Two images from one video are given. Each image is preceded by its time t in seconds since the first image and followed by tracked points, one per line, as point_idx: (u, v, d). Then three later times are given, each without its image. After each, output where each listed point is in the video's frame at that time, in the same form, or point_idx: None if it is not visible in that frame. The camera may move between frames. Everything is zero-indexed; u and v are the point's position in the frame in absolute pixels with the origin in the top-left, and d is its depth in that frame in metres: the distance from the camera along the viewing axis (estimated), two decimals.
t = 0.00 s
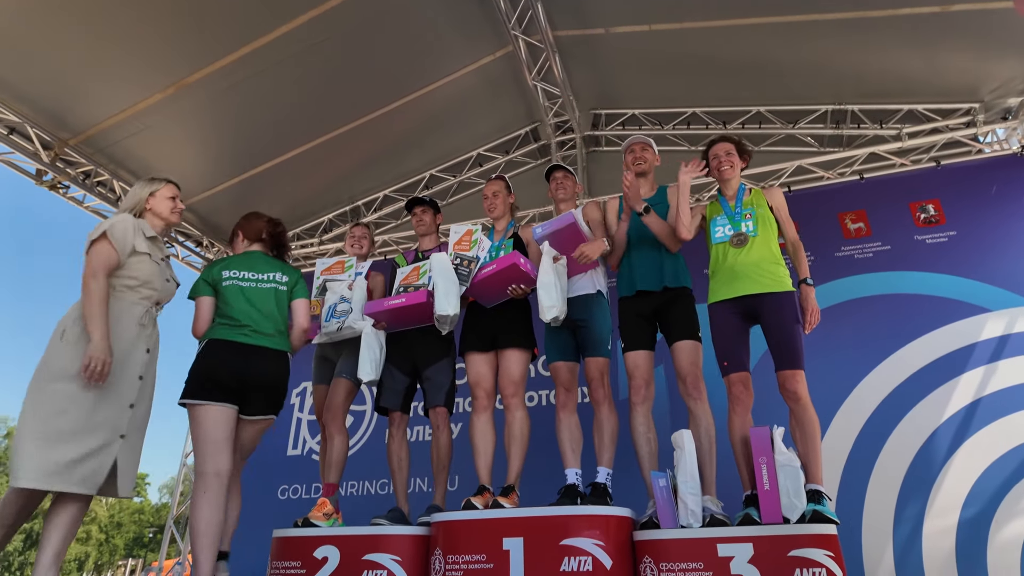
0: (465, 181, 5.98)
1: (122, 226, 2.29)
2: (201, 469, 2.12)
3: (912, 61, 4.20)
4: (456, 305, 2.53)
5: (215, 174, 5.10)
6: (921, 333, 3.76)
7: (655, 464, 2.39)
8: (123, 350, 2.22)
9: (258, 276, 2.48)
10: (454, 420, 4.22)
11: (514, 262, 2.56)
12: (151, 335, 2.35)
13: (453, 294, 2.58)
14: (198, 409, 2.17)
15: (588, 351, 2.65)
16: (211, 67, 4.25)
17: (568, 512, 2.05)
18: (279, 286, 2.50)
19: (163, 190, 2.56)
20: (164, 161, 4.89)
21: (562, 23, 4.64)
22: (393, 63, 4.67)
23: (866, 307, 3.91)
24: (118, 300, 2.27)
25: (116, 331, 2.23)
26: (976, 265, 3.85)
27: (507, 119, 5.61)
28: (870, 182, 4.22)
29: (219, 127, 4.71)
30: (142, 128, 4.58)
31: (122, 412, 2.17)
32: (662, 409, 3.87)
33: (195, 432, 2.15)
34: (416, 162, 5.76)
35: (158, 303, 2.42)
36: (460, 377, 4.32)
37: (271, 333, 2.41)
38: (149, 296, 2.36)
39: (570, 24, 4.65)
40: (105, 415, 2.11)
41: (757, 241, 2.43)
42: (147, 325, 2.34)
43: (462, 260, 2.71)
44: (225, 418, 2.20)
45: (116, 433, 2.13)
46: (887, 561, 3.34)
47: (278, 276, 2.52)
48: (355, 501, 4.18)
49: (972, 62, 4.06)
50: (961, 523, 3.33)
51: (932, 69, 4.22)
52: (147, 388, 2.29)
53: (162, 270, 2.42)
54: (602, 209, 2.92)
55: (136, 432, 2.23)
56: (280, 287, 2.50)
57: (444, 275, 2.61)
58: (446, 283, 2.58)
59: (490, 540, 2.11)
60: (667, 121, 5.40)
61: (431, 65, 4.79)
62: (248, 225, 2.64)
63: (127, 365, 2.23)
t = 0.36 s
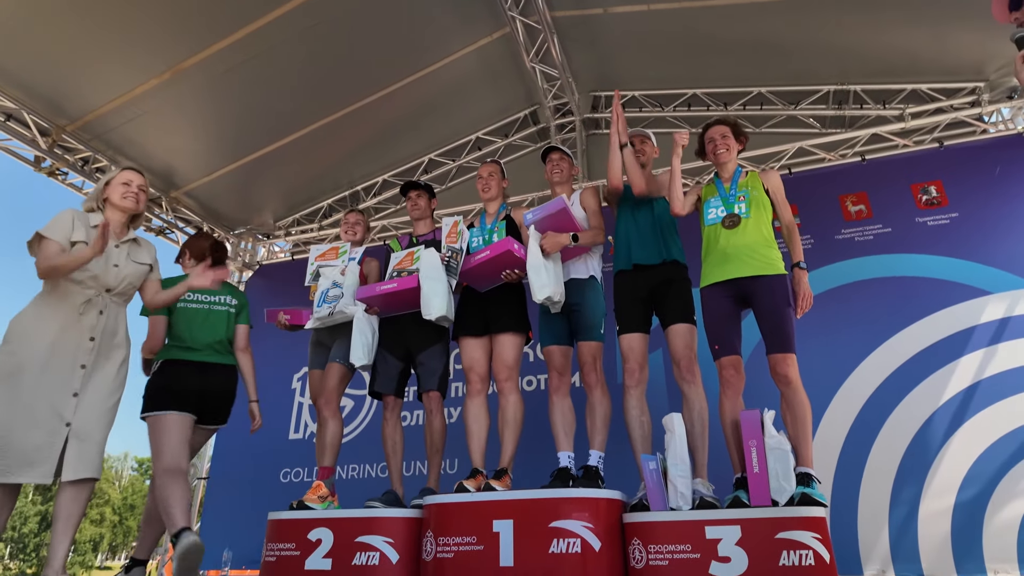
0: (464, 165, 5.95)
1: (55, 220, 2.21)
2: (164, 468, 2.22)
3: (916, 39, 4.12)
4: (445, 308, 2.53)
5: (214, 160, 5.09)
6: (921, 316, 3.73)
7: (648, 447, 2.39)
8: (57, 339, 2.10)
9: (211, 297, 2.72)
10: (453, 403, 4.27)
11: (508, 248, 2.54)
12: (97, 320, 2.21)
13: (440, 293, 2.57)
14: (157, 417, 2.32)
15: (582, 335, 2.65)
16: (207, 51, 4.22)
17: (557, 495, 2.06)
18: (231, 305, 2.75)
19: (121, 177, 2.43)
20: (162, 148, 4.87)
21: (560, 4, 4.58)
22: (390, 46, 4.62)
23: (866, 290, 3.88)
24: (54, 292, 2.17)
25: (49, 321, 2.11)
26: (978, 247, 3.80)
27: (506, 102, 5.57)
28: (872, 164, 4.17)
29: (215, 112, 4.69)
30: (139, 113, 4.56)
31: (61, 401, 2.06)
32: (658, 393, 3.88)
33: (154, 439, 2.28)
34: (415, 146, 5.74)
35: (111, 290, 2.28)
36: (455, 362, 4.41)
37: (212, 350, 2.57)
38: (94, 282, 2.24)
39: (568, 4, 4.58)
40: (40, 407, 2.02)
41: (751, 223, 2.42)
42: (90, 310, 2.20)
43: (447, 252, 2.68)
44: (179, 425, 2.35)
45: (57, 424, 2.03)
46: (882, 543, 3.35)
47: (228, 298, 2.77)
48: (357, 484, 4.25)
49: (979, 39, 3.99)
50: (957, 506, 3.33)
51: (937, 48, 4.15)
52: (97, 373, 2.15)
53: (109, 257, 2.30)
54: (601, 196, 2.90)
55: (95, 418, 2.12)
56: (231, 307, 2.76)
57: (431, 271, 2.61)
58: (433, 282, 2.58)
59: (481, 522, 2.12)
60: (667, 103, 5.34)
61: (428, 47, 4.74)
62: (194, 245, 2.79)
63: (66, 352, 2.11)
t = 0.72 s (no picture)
0: (460, 147, 5.86)
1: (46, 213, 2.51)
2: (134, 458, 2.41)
3: (921, 16, 4.02)
4: (415, 279, 2.47)
5: (204, 142, 5.00)
6: (921, 300, 3.68)
7: (640, 432, 2.35)
8: (44, 326, 2.23)
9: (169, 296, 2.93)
10: (447, 388, 4.26)
11: (500, 230, 2.51)
12: (83, 304, 2.32)
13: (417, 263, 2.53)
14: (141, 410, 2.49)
15: (575, 319, 2.59)
16: (194, 30, 4.12)
17: (546, 482, 2.03)
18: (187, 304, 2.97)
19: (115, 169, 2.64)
20: (151, 129, 4.79)
21: None
22: (382, 25, 4.51)
23: (866, 273, 3.83)
24: (46, 283, 2.34)
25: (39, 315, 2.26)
26: (980, 229, 3.74)
27: (502, 82, 5.48)
28: (874, 145, 4.08)
29: (204, 92, 4.59)
30: (126, 93, 4.47)
31: (50, 385, 2.17)
32: (653, 378, 3.85)
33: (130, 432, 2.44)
34: (410, 128, 5.65)
35: (98, 275, 2.42)
36: (445, 350, 4.43)
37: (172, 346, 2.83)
38: (80, 269, 2.40)
39: None
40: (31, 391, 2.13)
41: (747, 204, 2.35)
42: (76, 294, 2.33)
43: (432, 228, 2.63)
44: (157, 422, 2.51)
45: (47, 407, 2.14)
46: (877, 528, 3.34)
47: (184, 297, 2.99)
48: (351, 467, 4.23)
49: (985, 16, 3.89)
50: (954, 491, 3.31)
51: (942, 26, 4.06)
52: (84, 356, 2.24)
53: (96, 243, 2.49)
54: (598, 177, 2.85)
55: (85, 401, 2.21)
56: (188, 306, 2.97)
57: (411, 243, 2.58)
58: (412, 252, 2.55)
59: (469, 509, 2.09)
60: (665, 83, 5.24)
61: (420, 25, 4.62)
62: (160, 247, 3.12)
63: (57, 341, 2.24)
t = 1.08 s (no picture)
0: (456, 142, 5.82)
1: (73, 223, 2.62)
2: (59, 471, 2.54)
3: (922, 9, 3.98)
4: (419, 268, 2.42)
5: (197, 136, 4.96)
6: (918, 296, 3.65)
7: (634, 430, 2.31)
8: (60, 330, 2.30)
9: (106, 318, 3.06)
10: (441, 385, 4.24)
11: (494, 219, 2.46)
12: (97, 311, 2.38)
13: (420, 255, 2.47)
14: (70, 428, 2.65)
15: (569, 315, 2.56)
16: (185, 22, 4.06)
17: (537, 479, 1.99)
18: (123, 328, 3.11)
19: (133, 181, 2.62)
20: (143, 123, 4.74)
21: None
22: (377, 17, 4.47)
23: (864, 269, 3.79)
24: (65, 290, 2.42)
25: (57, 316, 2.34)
26: (978, 225, 3.70)
27: (498, 76, 5.44)
28: (873, 139, 4.04)
29: (196, 85, 4.54)
30: (116, 87, 4.42)
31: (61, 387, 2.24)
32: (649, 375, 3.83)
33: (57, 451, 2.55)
34: (405, 122, 5.60)
35: (113, 282, 2.47)
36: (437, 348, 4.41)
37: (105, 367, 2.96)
38: (97, 277, 2.47)
39: None
40: (43, 392, 2.20)
41: (742, 199, 2.32)
42: (91, 301, 2.39)
43: (429, 217, 2.59)
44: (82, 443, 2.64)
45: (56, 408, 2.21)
46: (874, 526, 3.31)
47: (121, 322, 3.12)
48: (345, 464, 4.21)
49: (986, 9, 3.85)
50: (952, 488, 3.28)
51: (943, 19, 4.02)
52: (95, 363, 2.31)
53: (113, 250, 2.54)
54: (594, 172, 2.81)
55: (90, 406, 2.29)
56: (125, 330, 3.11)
57: (411, 233, 2.51)
58: (412, 243, 2.48)
59: (459, 508, 2.06)
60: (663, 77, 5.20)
61: (416, 18, 4.58)
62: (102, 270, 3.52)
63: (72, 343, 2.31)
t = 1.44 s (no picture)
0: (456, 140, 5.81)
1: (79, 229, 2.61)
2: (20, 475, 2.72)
3: (923, 6, 3.97)
4: (427, 276, 2.45)
5: (198, 134, 4.96)
6: (919, 295, 3.64)
7: (634, 428, 2.31)
8: (61, 335, 2.32)
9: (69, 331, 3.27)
10: (441, 383, 4.25)
11: (495, 221, 2.46)
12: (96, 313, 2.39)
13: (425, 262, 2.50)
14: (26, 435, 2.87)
15: (570, 313, 2.56)
16: (185, 20, 4.06)
17: (538, 477, 2.00)
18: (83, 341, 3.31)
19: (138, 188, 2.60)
20: (143, 121, 4.74)
21: None
22: (378, 16, 4.47)
23: (864, 268, 3.79)
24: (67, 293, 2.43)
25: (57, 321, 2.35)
26: (979, 223, 3.70)
27: (499, 74, 5.43)
28: (874, 137, 4.04)
29: (195, 83, 4.54)
30: (115, 86, 4.43)
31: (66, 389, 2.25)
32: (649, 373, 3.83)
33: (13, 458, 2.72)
34: (405, 120, 5.60)
35: (112, 285, 2.47)
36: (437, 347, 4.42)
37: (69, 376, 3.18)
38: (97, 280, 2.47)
39: None
40: (49, 398, 2.23)
41: (745, 194, 2.32)
42: (90, 303, 2.40)
43: (432, 221, 2.60)
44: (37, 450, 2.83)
45: (63, 411, 2.23)
46: (875, 524, 3.31)
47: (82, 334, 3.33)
48: (347, 462, 4.21)
49: (987, 6, 3.84)
50: (952, 487, 3.28)
51: (944, 16, 4.01)
52: (95, 362, 2.30)
53: (115, 255, 2.54)
54: (594, 171, 2.81)
55: (96, 405, 2.29)
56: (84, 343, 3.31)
57: (415, 241, 2.53)
58: (416, 251, 2.51)
59: (459, 505, 2.06)
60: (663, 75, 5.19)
61: (416, 16, 4.57)
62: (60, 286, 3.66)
63: (73, 346, 2.31)
